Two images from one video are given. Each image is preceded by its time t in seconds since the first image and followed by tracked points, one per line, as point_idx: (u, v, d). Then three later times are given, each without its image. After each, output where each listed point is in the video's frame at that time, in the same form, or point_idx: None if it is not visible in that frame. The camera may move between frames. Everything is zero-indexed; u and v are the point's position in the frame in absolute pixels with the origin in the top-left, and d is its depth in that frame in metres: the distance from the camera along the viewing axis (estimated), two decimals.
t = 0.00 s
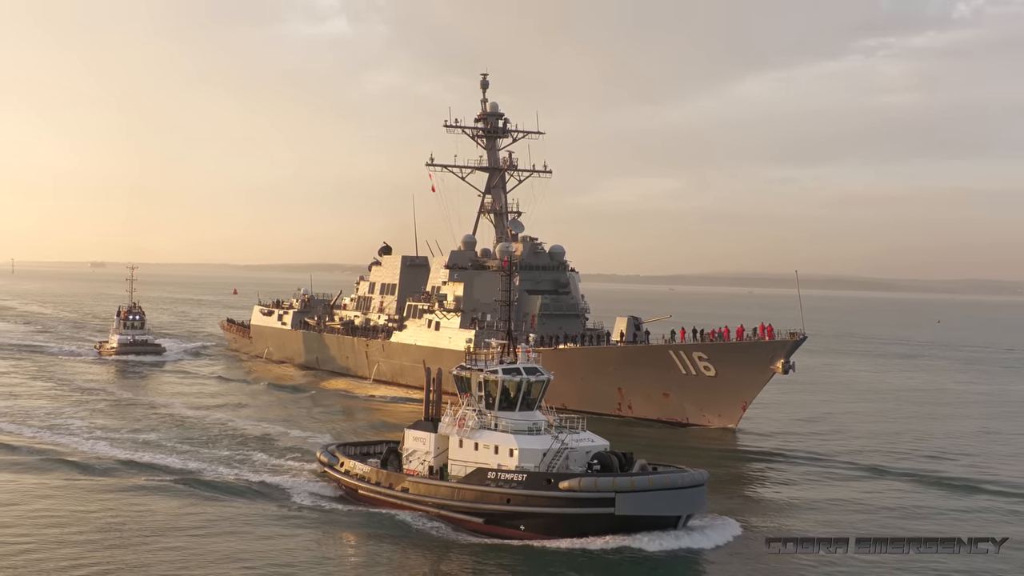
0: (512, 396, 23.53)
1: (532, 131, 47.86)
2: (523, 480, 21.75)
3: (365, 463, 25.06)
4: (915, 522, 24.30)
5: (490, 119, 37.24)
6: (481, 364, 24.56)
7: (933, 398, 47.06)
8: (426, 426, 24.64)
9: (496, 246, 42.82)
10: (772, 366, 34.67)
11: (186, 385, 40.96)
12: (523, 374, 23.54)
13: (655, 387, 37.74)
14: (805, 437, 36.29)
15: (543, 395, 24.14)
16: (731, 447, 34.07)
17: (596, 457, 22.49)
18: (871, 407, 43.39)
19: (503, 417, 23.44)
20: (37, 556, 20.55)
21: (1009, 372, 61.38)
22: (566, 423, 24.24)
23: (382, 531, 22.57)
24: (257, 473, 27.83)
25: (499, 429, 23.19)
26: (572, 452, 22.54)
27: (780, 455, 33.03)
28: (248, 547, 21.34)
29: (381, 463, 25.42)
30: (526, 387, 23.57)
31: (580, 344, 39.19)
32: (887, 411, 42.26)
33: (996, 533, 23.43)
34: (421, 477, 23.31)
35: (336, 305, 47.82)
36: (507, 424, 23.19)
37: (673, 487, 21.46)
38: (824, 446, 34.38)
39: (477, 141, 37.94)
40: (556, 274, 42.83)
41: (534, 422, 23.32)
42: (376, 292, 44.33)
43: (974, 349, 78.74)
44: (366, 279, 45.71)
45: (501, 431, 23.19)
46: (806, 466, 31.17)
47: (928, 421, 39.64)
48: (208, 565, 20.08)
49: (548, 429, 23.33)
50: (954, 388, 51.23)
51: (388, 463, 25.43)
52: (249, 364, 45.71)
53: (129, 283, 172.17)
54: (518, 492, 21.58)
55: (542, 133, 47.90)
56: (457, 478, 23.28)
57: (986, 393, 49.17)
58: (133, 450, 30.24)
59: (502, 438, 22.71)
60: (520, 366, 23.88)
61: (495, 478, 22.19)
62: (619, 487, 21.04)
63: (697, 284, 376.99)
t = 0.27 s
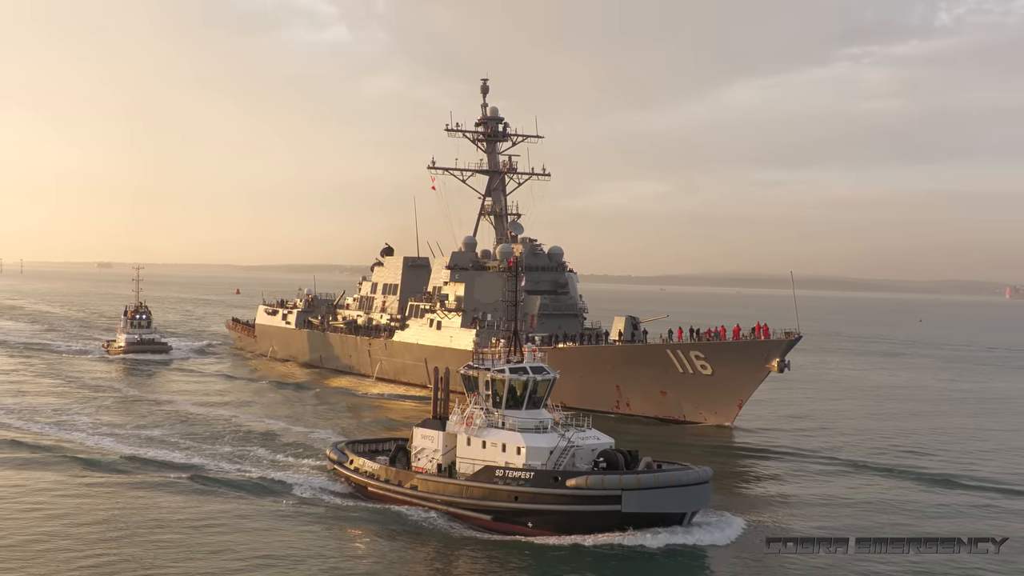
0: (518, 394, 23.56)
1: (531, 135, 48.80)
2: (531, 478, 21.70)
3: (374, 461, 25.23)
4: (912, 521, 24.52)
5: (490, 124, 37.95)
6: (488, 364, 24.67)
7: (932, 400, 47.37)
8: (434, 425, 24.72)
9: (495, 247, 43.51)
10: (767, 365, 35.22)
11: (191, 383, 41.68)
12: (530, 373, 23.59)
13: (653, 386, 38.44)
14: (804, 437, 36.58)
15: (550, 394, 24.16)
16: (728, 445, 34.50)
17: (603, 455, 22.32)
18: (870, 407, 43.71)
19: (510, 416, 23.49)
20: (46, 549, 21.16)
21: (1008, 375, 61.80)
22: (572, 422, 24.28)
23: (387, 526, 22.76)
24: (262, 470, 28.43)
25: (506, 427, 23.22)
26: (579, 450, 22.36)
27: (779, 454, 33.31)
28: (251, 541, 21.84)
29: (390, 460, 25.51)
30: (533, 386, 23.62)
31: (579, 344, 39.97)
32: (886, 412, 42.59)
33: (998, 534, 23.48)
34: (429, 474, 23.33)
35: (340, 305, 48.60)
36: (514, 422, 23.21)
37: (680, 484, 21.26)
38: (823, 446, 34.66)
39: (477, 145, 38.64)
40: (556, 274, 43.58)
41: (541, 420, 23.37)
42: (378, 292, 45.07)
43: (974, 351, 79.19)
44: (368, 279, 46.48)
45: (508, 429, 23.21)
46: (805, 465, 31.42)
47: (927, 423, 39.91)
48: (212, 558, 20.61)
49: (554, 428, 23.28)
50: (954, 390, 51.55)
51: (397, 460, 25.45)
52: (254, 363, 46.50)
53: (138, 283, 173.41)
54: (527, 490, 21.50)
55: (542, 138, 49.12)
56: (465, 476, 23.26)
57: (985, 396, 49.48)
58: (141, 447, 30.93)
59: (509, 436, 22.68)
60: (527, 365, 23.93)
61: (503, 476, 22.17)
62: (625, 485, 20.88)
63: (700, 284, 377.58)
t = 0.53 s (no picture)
0: (525, 393, 23.58)
1: (531, 139, 49.70)
2: (538, 476, 21.72)
3: (383, 459, 25.45)
4: (909, 520, 24.93)
5: (490, 128, 38.73)
6: (494, 363, 24.78)
7: (926, 401, 48.12)
8: (442, 423, 24.82)
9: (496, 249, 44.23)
10: (763, 364, 35.93)
11: (198, 382, 42.41)
12: (537, 372, 23.66)
13: (652, 384, 39.14)
14: (801, 437, 37.18)
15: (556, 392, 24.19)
16: (726, 444, 35.06)
17: (608, 453, 22.44)
18: (865, 408, 44.40)
19: (517, 414, 23.50)
20: (57, 545, 21.75)
21: (1001, 376, 62.69)
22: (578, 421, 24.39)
23: (395, 524, 23.00)
24: (268, 468, 29.07)
25: (513, 426, 23.24)
26: (585, 449, 22.43)
27: (777, 453, 33.83)
28: (256, 538, 22.36)
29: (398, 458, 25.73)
30: (541, 384, 23.68)
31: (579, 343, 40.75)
32: (880, 413, 43.31)
33: (995, 534, 23.96)
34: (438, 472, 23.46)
35: (343, 305, 49.47)
36: (521, 421, 23.24)
37: (685, 482, 21.40)
38: (821, 446, 35.22)
39: (478, 149, 39.38)
40: (555, 275, 44.33)
41: (548, 419, 23.42)
42: (380, 293, 45.89)
43: (969, 352, 80.18)
44: (371, 280, 47.31)
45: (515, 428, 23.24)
46: (802, 464, 31.94)
47: (922, 424, 40.57)
48: (218, 555, 21.13)
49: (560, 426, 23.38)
50: (948, 391, 52.37)
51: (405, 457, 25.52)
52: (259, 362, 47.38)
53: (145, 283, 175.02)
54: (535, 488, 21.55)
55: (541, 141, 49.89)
56: (473, 474, 23.30)
57: (978, 398, 50.28)
58: (148, 444, 31.62)
59: (516, 435, 22.71)
60: (533, 364, 24.00)
61: (511, 474, 22.19)
62: (632, 483, 20.98)
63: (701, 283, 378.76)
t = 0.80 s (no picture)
0: (532, 393, 23.77)
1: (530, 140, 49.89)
2: (547, 477, 21.90)
3: (391, 459, 25.65)
4: (908, 520, 25.13)
5: (490, 129, 39.05)
6: (501, 363, 24.98)
7: (924, 401, 48.34)
8: (450, 424, 25.06)
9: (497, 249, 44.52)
10: (763, 364, 36.20)
11: (200, 381, 42.65)
12: (544, 372, 23.85)
13: (652, 383, 39.37)
14: (800, 436, 37.42)
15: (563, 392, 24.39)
16: (726, 443, 35.32)
17: (616, 453, 22.64)
18: (864, 408, 44.63)
19: (524, 415, 23.71)
20: (63, 542, 22.01)
21: (1000, 376, 62.89)
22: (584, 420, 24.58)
23: (401, 523, 23.18)
24: (271, 467, 29.30)
25: (521, 426, 23.45)
26: (593, 449, 22.63)
27: (777, 452, 34.07)
28: (260, 536, 22.61)
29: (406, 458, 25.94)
30: (548, 384, 23.87)
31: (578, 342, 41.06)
32: (878, 412, 43.55)
33: (995, 533, 24.07)
34: (446, 473, 23.65)
35: (343, 305, 49.72)
36: (529, 421, 23.44)
37: (693, 483, 21.57)
38: (820, 445, 35.47)
39: (478, 150, 39.68)
40: (555, 275, 44.52)
41: (555, 418, 23.58)
42: (381, 293, 46.16)
43: (967, 351, 80.42)
44: (371, 280, 47.58)
45: (522, 428, 23.44)
46: (802, 463, 32.19)
47: (921, 424, 40.80)
48: (222, 552, 21.36)
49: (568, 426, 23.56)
50: (946, 391, 52.59)
51: (413, 457, 25.76)
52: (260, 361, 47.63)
53: (145, 282, 175.35)
54: (544, 488, 21.73)
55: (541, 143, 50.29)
56: (482, 474, 23.52)
57: (977, 398, 50.49)
58: (152, 443, 31.85)
59: (524, 435, 22.93)
60: (540, 364, 24.18)
61: (518, 474, 22.38)
62: (640, 484, 21.16)
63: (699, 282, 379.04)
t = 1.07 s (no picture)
0: (540, 395, 23.59)
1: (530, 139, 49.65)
2: (556, 481, 21.73)
3: (397, 462, 25.48)
4: (909, 520, 25.05)
5: (490, 128, 38.83)
6: (507, 364, 24.80)
7: (924, 401, 48.27)
8: (456, 426, 24.90)
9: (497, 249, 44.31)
10: (767, 364, 36.04)
11: (197, 382, 42.43)
12: (552, 374, 23.67)
13: (655, 384, 39.22)
14: (800, 437, 37.34)
15: (570, 393, 24.23)
16: (727, 444, 35.22)
17: (625, 455, 22.44)
18: (864, 408, 44.55)
19: (532, 417, 23.53)
20: (61, 544, 21.76)
21: (998, 376, 62.86)
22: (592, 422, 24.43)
23: (405, 525, 23.01)
24: (271, 469, 29.07)
25: (528, 429, 23.27)
26: (602, 451, 22.44)
27: (777, 453, 33.99)
28: (261, 539, 22.39)
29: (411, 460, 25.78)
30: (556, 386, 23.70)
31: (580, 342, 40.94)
32: (878, 413, 43.47)
33: (995, 534, 24.02)
34: (454, 476, 23.49)
35: (342, 306, 49.51)
36: (536, 423, 23.26)
37: (704, 486, 21.42)
38: (821, 446, 35.40)
39: (478, 149, 39.47)
40: (556, 275, 44.34)
41: (563, 420, 23.40)
42: (380, 293, 45.97)
43: (964, 351, 80.44)
44: (370, 280, 47.38)
45: (530, 430, 23.27)
46: (804, 464, 32.10)
47: (921, 424, 40.74)
48: (223, 555, 21.13)
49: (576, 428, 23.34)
50: (945, 391, 52.53)
51: (419, 459, 25.63)
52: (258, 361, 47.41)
53: (140, 282, 174.79)
54: (553, 492, 21.55)
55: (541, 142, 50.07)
56: (489, 477, 23.38)
57: (976, 398, 50.44)
58: (150, 444, 31.63)
59: (532, 437, 22.76)
60: (548, 366, 24.00)
61: (527, 478, 22.23)
62: (651, 487, 20.98)
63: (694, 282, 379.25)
